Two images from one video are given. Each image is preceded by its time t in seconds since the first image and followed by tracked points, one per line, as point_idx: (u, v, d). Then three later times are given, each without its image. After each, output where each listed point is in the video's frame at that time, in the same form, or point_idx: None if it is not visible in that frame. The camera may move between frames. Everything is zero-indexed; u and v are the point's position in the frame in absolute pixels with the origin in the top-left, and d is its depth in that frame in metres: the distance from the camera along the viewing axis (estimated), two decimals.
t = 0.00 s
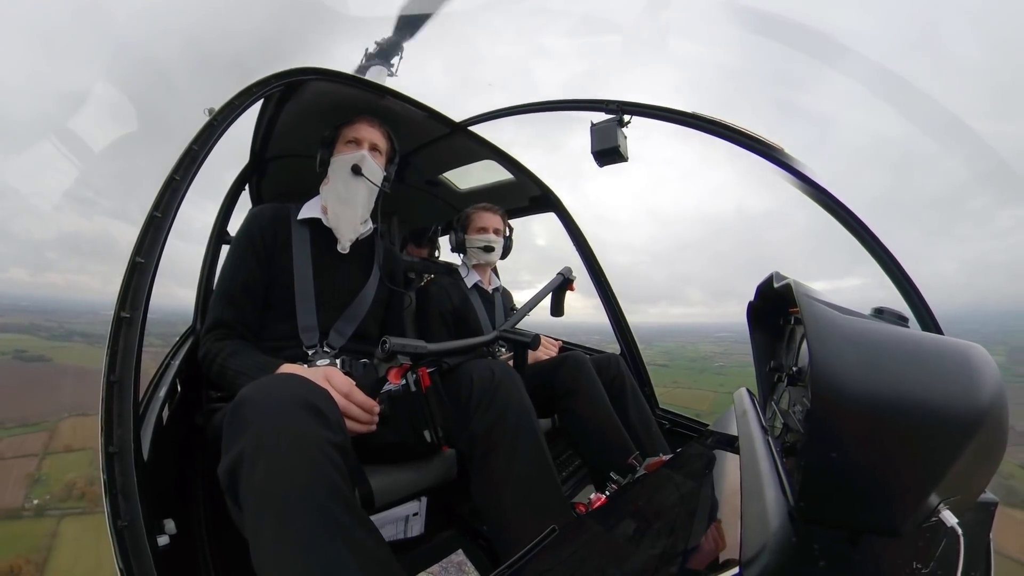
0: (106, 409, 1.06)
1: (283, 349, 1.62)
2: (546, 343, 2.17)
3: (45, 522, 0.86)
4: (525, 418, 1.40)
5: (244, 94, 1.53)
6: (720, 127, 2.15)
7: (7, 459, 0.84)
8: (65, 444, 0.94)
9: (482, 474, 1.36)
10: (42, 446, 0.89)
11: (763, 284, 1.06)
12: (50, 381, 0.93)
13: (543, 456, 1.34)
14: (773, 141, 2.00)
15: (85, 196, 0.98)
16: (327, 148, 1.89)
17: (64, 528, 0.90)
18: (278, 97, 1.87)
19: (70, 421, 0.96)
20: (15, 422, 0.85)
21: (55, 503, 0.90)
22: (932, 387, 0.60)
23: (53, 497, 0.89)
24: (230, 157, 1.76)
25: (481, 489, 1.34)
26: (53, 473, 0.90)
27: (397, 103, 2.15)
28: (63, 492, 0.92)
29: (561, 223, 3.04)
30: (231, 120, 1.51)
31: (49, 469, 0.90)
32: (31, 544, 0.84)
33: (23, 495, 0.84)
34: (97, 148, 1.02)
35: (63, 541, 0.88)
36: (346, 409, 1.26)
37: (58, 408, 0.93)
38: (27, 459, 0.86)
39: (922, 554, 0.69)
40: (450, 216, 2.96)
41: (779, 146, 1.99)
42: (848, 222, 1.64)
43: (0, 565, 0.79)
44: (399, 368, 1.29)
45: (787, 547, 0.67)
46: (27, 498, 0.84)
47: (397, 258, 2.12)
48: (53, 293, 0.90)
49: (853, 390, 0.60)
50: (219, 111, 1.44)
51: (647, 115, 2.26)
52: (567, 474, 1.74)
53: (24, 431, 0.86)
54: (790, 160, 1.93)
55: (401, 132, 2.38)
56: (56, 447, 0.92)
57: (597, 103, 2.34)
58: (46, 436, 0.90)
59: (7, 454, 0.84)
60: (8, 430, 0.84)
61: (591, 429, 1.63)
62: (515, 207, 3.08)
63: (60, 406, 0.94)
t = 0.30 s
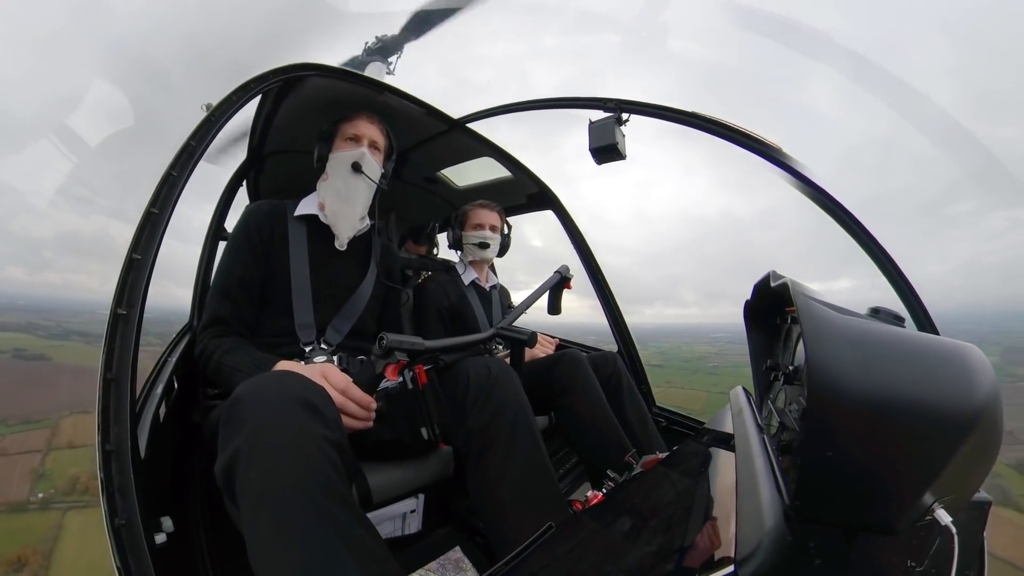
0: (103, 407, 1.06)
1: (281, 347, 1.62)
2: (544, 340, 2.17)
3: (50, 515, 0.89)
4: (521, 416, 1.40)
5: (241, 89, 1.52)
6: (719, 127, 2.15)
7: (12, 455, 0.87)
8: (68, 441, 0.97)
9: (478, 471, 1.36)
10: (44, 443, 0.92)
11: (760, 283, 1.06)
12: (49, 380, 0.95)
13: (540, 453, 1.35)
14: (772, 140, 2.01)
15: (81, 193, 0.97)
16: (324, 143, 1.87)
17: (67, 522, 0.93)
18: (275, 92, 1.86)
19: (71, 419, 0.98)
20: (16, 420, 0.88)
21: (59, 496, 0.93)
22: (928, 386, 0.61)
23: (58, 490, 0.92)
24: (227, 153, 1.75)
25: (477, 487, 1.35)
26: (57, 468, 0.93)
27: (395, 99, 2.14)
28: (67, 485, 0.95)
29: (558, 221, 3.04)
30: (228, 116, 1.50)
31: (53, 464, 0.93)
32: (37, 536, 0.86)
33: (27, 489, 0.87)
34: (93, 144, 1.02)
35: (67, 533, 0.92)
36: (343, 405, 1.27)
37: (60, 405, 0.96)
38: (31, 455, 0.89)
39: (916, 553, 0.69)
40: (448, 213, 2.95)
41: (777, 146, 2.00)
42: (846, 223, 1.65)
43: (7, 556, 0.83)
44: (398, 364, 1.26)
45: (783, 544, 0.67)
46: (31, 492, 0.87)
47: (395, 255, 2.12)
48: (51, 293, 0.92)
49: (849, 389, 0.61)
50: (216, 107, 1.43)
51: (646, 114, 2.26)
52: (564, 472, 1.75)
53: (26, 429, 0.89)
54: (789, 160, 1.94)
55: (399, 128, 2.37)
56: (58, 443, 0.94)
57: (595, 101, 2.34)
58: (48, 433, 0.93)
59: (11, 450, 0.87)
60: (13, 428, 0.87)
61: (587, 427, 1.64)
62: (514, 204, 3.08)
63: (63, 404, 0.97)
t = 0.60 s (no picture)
0: (99, 406, 1.05)
1: (277, 344, 1.62)
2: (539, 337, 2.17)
3: (55, 509, 0.92)
4: (517, 413, 1.41)
5: (237, 85, 1.51)
6: (716, 125, 2.16)
7: (16, 452, 0.90)
8: (70, 437, 0.99)
9: (474, 468, 1.36)
10: (47, 440, 0.94)
11: (755, 280, 1.05)
12: (49, 381, 0.97)
13: (536, 450, 1.35)
14: (769, 139, 2.02)
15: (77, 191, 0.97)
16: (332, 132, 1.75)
17: (73, 514, 0.96)
18: (272, 88, 1.85)
19: (74, 417, 1.00)
20: (18, 418, 0.90)
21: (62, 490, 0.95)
22: (922, 385, 0.61)
23: (61, 486, 0.94)
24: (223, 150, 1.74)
25: (474, 484, 1.35)
26: (60, 464, 0.95)
27: (392, 96, 2.13)
28: (71, 481, 0.97)
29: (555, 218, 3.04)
30: (225, 113, 1.48)
31: (56, 460, 0.95)
32: (43, 529, 0.88)
33: (32, 484, 0.90)
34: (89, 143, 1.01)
35: (74, 524, 0.96)
36: (340, 402, 1.26)
37: (62, 403, 0.98)
38: (35, 451, 0.92)
39: (909, 550, 0.70)
40: (444, 209, 2.95)
41: (774, 146, 2.00)
42: (842, 222, 1.67)
43: (15, 548, 0.85)
44: (393, 360, 1.28)
45: (777, 541, 0.68)
46: (36, 487, 0.90)
47: (391, 251, 2.12)
48: (46, 292, 0.91)
49: (844, 388, 0.61)
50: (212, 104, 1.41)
51: (643, 112, 2.27)
52: (560, 468, 1.76)
53: (30, 426, 0.91)
54: (786, 159, 1.95)
55: (395, 124, 2.36)
56: (61, 440, 0.97)
57: (593, 99, 2.34)
58: (52, 430, 0.95)
59: (15, 447, 0.90)
60: (15, 426, 0.89)
61: (583, 424, 1.65)
62: (511, 201, 3.08)
63: (66, 403, 0.99)
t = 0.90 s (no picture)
0: (97, 407, 1.05)
1: (275, 343, 1.61)
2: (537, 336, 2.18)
3: (58, 504, 0.93)
4: (514, 412, 1.41)
5: (235, 84, 1.50)
6: (712, 123, 2.17)
7: (19, 450, 0.88)
8: (71, 435, 0.98)
9: (472, 467, 1.36)
10: (49, 439, 0.94)
11: (752, 279, 1.05)
12: (47, 379, 0.95)
13: (534, 448, 1.35)
14: (766, 137, 2.02)
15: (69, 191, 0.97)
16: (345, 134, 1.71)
17: (77, 509, 0.96)
18: (268, 87, 1.84)
19: (74, 415, 0.99)
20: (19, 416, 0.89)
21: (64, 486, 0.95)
22: (920, 383, 0.62)
23: (64, 481, 0.94)
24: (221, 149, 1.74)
25: (472, 482, 1.35)
26: (64, 460, 0.95)
27: (389, 94, 2.12)
28: (74, 477, 0.97)
29: (552, 217, 3.04)
30: (222, 111, 1.48)
31: (59, 457, 0.95)
32: (49, 522, 0.90)
33: (36, 480, 0.90)
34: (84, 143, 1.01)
35: (77, 522, 0.95)
36: (338, 402, 1.25)
37: (62, 403, 0.97)
38: (38, 449, 0.91)
39: (907, 547, 0.70)
40: (442, 208, 2.94)
41: (772, 144, 2.01)
42: (839, 221, 1.68)
43: (22, 540, 0.86)
44: (391, 360, 1.28)
45: (775, 538, 0.68)
46: (39, 483, 0.90)
47: (388, 250, 2.12)
48: (43, 292, 0.91)
49: (841, 385, 0.61)
50: (209, 102, 1.41)
51: (640, 110, 2.27)
52: (558, 466, 1.77)
53: (32, 424, 0.90)
54: (783, 157, 1.96)
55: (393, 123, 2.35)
56: (63, 437, 0.96)
57: (590, 97, 2.35)
58: (53, 428, 0.94)
59: (17, 445, 0.88)
60: (16, 424, 0.88)
61: (581, 422, 1.65)
62: (508, 200, 3.07)
63: (67, 401, 0.98)
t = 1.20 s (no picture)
0: (99, 407, 1.05)
1: (276, 343, 1.62)
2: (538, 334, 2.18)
3: (62, 499, 0.95)
4: (516, 411, 1.41)
5: (234, 85, 1.50)
6: (712, 121, 2.16)
7: (20, 448, 0.91)
8: (74, 432, 1.00)
9: (474, 465, 1.37)
10: (51, 436, 0.96)
11: (753, 278, 1.05)
12: (46, 379, 0.96)
13: (535, 447, 1.35)
14: (766, 136, 2.02)
15: (69, 192, 0.97)
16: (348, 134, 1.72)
17: (81, 504, 0.98)
18: (268, 88, 1.84)
19: (76, 413, 1.01)
20: (19, 415, 0.91)
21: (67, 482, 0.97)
22: (921, 382, 0.62)
23: (68, 478, 0.97)
24: (221, 150, 1.74)
25: (473, 481, 1.35)
26: (66, 458, 0.98)
27: (389, 93, 2.11)
28: (77, 473, 0.99)
29: (552, 215, 3.04)
30: (221, 112, 1.48)
31: (61, 455, 0.97)
32: (53, 515, 0.93)
33: (39, 476, 0.93)
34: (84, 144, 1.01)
35: (81, 517, 0.97)
36: (340, 401, 1.26)
37: (63, 402, 0.99)
38: (39, 447, 0.94)
39: (906, 545, 0.70)
40: (443, 207, 2.94)
41: (771, 142, 2.01)
42: (840, 220, 1.68)
43: (27, 533, 0.89)
44: (392, 360, 1.29)
45: (776, 537, 0.68)
46: (43, 479, 0.93)
47: (389, 249, 2.12)
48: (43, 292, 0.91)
49: (841, 383, 0.61)
50: (208, 103, 1.41)
51: (640, 108, 2.27)
52: (559, 465, 1.77)
53: (34, 423, 0.93)
54: (783, 155, 1.95)
55: (393, 122, 2.35)
56: (64, 436, 0.99)
57: (590, 96, 2.34)
58: (55, 427, 0.97)
59: (20, 443, 0.92)
60: (18, 422, 0.91)
61: (582, 421, 1.65)
62: (509, 198, 3.07)
63: (69, 400, 1.00)
